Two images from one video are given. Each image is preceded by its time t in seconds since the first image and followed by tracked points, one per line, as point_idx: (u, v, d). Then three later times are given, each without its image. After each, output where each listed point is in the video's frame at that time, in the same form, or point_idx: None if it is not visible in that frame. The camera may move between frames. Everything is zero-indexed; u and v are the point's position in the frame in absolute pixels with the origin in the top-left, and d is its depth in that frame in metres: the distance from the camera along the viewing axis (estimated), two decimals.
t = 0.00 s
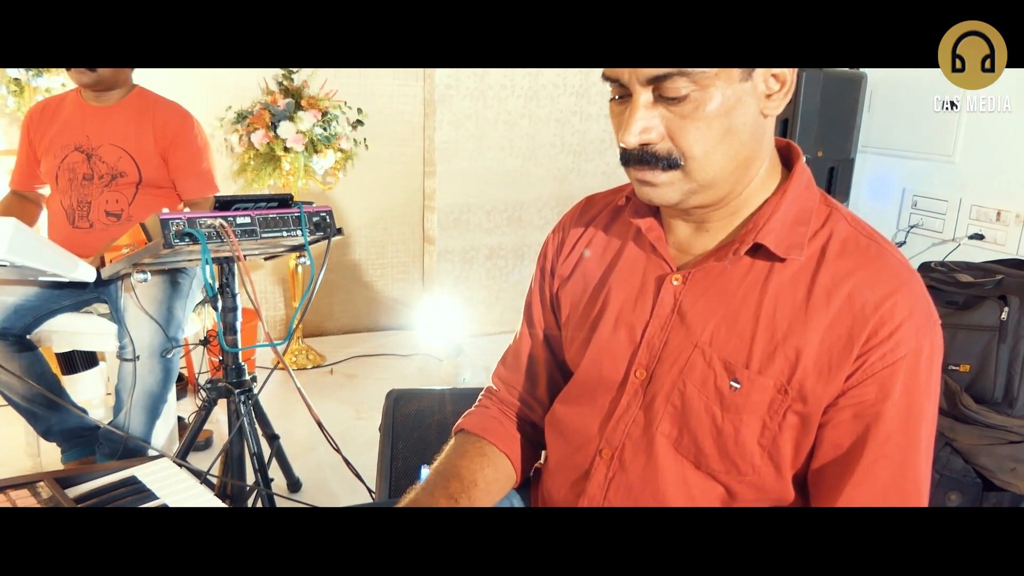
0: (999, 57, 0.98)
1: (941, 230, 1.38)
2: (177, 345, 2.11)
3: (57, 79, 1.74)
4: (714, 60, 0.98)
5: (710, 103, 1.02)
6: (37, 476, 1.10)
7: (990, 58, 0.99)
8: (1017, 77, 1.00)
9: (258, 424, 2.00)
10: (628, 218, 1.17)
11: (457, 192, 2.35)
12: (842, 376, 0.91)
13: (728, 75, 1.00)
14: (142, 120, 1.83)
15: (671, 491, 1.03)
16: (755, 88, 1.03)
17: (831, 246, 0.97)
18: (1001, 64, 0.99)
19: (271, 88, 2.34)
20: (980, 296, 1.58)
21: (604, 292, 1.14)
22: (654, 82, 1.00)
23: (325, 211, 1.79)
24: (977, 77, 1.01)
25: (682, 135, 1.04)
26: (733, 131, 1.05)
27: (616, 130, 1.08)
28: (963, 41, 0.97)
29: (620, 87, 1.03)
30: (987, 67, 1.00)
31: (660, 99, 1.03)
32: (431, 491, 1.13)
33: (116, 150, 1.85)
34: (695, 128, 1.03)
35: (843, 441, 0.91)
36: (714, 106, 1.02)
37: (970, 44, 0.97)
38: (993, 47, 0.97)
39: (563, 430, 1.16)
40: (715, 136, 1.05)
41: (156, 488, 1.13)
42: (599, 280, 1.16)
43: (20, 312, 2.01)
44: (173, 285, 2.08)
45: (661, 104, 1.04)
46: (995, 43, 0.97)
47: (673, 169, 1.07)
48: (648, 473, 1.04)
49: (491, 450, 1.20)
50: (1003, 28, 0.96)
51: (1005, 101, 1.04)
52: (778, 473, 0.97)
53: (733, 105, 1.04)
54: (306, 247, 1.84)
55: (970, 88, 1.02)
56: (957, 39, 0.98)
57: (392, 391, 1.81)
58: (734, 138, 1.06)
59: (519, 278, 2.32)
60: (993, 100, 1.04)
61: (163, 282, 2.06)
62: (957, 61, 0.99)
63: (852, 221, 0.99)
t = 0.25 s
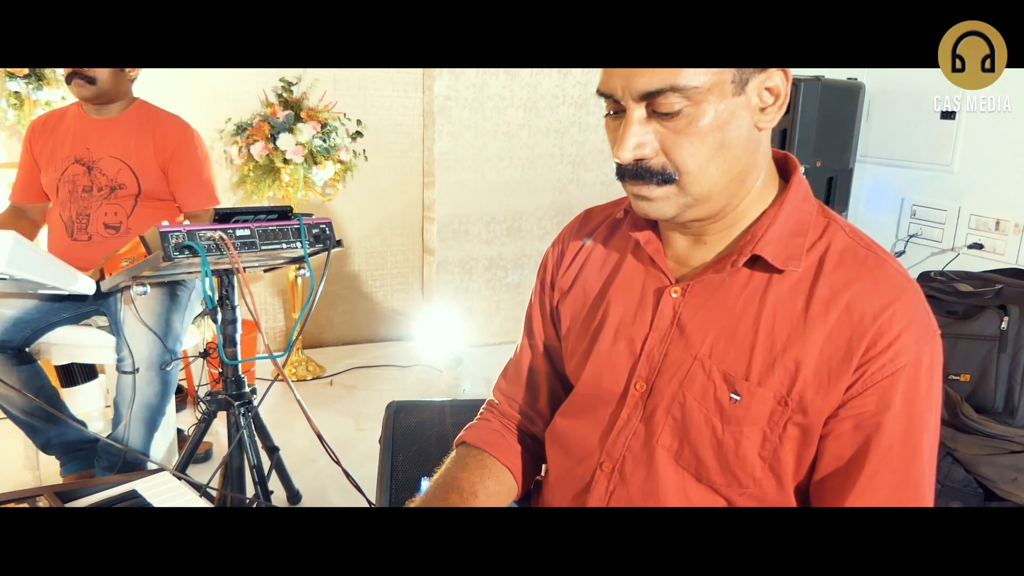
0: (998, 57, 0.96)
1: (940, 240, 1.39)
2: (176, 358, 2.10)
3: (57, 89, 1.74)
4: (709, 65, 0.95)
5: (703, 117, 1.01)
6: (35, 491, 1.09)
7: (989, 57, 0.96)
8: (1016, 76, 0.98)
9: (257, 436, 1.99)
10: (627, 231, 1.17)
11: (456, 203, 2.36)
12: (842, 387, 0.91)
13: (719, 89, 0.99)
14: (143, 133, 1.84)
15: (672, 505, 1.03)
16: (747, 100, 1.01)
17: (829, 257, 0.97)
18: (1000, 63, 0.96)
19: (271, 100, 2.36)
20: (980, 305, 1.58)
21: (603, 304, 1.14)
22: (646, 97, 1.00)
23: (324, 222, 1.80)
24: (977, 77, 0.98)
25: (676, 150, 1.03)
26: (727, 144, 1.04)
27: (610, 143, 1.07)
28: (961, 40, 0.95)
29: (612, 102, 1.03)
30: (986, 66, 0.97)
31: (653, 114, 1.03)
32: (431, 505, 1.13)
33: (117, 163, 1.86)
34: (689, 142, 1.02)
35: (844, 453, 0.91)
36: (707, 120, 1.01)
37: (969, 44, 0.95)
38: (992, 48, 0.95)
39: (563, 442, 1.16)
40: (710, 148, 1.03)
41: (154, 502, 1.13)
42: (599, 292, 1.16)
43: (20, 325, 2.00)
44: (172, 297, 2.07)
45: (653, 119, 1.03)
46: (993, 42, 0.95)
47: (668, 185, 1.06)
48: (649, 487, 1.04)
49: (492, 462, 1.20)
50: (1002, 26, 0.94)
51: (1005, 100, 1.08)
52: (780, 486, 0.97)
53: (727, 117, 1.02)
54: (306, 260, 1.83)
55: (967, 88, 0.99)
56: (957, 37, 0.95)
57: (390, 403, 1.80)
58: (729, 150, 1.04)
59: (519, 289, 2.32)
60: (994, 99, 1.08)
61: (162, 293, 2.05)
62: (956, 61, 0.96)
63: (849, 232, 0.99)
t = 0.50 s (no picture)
0: (997, 57, 1.00)
1: (942, 242, 1.38)
2: (178, 363, 2.09)
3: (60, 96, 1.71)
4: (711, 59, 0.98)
5: (703, 113, 1.03)
6: (40, 498, 1.10)
7: (988, 57, 1.00)
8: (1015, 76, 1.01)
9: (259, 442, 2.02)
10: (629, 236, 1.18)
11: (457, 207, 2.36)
12: (844, 392, 0.91)
13: (721, 86, 1.01)
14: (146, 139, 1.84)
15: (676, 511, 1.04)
16: (749, 100, 1.03)
17: (831, 262, 0.97)
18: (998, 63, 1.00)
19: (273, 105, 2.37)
20: (983, 307, 1.57)
21: (605, 309, 1.14)
22: (649, 89, 1.02)
23: (326, 228, 1.80)
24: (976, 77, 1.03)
25: (675, 145, 1.05)
26: (726, 143, 1.06)
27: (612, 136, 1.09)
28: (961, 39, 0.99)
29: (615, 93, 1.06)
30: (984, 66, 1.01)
31: (655, 108, 1.05)
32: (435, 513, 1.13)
33: (120, 169, 1.86)
34: (689, 136, 1.04)
35: (847, 458, 0.91)
36: (708, 116, 1.03)
37: (969, 43, 0.99)
38: (991, 48, 0.99)
39: (565, 448, 1.16)
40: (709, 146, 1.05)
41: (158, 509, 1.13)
42: (601, 297, 1.17)
43: (21, 330, 2.01)
44: (173, 302, 2.04)
45: (654, 112, 1.05)
46: (991, 42, 0.99)
47: (665, 178, 1.08)
48: (653, 492, 1.05)
49: (495, 470, 1.20)
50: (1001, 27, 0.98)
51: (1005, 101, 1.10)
52: (783, 492, 0.98)
53: (728, 115, 1.04)
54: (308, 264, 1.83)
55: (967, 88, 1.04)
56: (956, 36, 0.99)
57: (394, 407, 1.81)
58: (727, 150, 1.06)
59: (521, 293, 2.33)
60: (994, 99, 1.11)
61: (163, 300, 2.02)
62: (955, 60, 1.00)
63: (851, 237, 0.99)
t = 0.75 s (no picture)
0: (997, 56, 1.15)
1: (947, 246, 1.38)
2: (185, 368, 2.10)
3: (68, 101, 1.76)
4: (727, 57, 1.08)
5: (711, 102, 1.09)
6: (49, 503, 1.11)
7: (989, 57, 1.15)
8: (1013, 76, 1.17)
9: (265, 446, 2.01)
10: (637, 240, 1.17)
11: (462, 212, 2.38)
12: (852, 396, 0.90)
13: (731, 78, 1.09)
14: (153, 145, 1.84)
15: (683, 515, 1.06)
16: (755, 94, 1.09)
17: (839, 266, 0.96)
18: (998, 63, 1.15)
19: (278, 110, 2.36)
20: (989, 312, 1.56)
21: (612, 313, 1.14)
22: (663, 73, 1.12)
23: (332, 232, 1.80)
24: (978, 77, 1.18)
25: (680, 131, 1.10)
26: (729, 136, 1.09)
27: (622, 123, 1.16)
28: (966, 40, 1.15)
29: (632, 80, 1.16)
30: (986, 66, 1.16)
31: (667, 99, 1.13)
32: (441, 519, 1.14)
33: (128, 175, 1.88)
34: (693, 123, 1.09)
35: (855, 462, 0.91)
36: (715, 106, 1.09)
37: (969, 44, 1.15)
38: (991, 48, 1.15)
39: (572, 452, 1.16)
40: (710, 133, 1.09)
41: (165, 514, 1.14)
42: (608, 301, 1.16)
43: (28, 335, 2.02)
44: (179, 306, 2.04)
45: (663, 100, 1.13)
46: (992, 43, 1.14)
47: (667, 165, 1.12)
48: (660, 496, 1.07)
49: (502, 475, 1.20)
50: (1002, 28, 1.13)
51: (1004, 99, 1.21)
52: (791, 496, 1.00)
53: (734, 108, 1.09)
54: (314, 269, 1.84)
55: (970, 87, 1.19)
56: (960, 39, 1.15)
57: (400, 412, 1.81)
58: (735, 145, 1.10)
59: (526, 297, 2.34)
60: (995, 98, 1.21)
61: (170, 304, 2.03)
62: (957, 60, 1.16)
63: (859, 242, 0.99)
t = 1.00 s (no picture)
0: (998, 56, 1.12)
1: (956, 249, 1.37)
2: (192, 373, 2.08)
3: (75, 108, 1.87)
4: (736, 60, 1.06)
5: (721, 111, 1.07)
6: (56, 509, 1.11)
7: (989, 56, 1.12)
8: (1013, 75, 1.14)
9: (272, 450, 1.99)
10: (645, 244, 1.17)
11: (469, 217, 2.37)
12: (863, 399, 0.90)
13: (740, 86, 1.07)
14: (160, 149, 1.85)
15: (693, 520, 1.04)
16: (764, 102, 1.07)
17: (848, 269, 0.96)
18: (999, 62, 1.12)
19: (284, 115, 2.38)
20: (998, 316, 1.56)
21: (621, 316, 1.14)
22: (670, 81, 1.09)
23: (340, 238, 1.80)
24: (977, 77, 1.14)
25: (691, 139, 1.07)
26: (741, 145, 1.07)
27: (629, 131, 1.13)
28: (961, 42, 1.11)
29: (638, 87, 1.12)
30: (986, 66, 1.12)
31: (674, 106, 1.10)
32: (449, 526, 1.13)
33: (134, 181, 1.87)
34: (704, 132, 1.07)
35: (866, 465, 0.90)
36: (725, 114, 1.07)
37: (969, 44, 1.11)
38: (992, 47, 1.11)
39: (580, 457, 1.16)
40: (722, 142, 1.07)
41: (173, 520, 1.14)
42: (617, 305, 1.17)
43: (36, 339, 2.00)
44: (188, 311, 2.08)
45: (673, 108, 1.10)
46: (992, 43, 1.11)
47: (679, 173, 1.08)
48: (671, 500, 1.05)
49: (510, 481, 1.19)
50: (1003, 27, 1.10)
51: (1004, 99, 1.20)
52: (802, 500, 0.99)
53: (743, 115, 1.07)
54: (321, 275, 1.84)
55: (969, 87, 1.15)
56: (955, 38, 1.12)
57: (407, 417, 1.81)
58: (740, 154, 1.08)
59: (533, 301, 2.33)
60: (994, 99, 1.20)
61: (178, 309, 2.06)
62: (955, 62, 1.12)
63: (868, 245, 0.98)
